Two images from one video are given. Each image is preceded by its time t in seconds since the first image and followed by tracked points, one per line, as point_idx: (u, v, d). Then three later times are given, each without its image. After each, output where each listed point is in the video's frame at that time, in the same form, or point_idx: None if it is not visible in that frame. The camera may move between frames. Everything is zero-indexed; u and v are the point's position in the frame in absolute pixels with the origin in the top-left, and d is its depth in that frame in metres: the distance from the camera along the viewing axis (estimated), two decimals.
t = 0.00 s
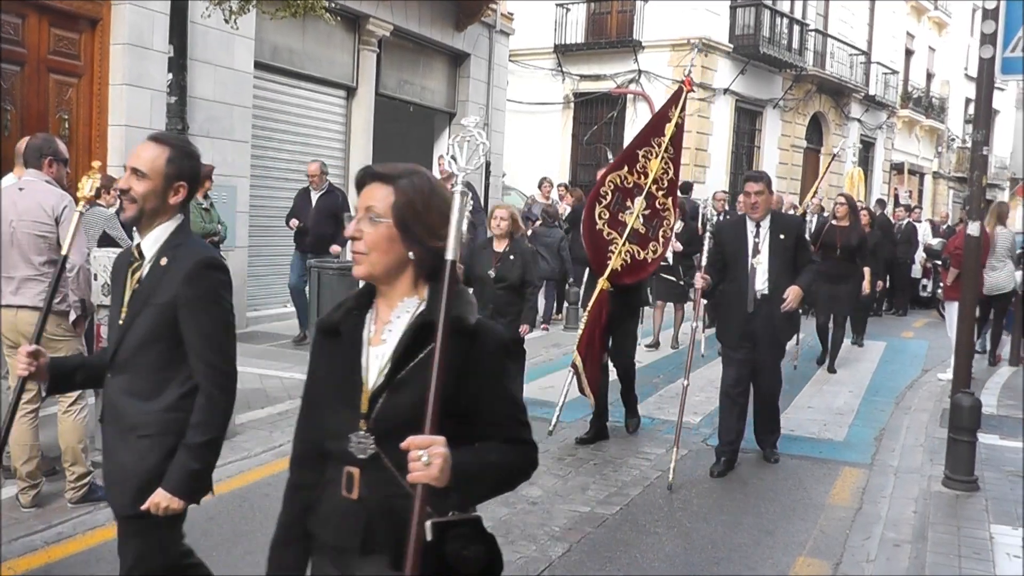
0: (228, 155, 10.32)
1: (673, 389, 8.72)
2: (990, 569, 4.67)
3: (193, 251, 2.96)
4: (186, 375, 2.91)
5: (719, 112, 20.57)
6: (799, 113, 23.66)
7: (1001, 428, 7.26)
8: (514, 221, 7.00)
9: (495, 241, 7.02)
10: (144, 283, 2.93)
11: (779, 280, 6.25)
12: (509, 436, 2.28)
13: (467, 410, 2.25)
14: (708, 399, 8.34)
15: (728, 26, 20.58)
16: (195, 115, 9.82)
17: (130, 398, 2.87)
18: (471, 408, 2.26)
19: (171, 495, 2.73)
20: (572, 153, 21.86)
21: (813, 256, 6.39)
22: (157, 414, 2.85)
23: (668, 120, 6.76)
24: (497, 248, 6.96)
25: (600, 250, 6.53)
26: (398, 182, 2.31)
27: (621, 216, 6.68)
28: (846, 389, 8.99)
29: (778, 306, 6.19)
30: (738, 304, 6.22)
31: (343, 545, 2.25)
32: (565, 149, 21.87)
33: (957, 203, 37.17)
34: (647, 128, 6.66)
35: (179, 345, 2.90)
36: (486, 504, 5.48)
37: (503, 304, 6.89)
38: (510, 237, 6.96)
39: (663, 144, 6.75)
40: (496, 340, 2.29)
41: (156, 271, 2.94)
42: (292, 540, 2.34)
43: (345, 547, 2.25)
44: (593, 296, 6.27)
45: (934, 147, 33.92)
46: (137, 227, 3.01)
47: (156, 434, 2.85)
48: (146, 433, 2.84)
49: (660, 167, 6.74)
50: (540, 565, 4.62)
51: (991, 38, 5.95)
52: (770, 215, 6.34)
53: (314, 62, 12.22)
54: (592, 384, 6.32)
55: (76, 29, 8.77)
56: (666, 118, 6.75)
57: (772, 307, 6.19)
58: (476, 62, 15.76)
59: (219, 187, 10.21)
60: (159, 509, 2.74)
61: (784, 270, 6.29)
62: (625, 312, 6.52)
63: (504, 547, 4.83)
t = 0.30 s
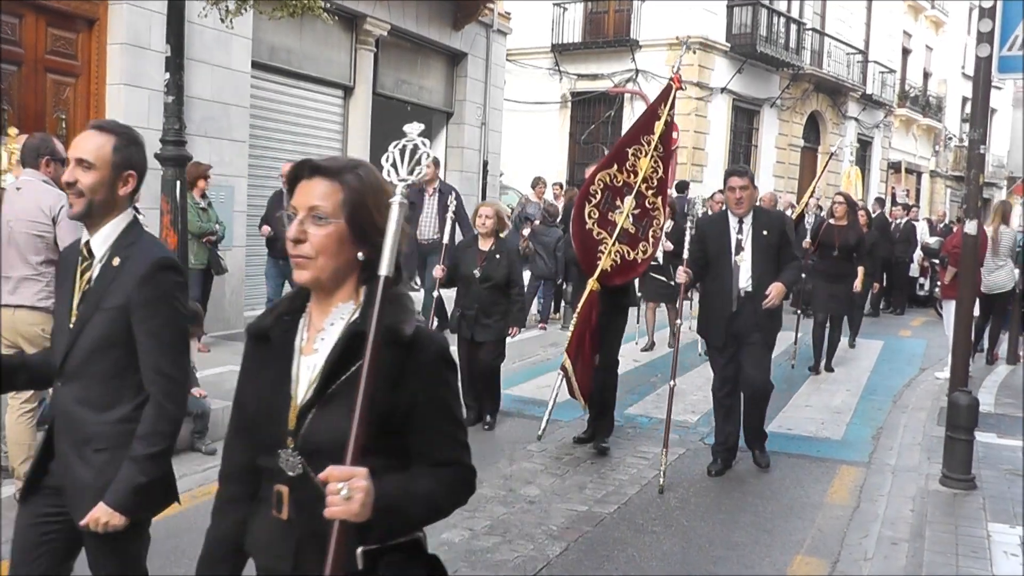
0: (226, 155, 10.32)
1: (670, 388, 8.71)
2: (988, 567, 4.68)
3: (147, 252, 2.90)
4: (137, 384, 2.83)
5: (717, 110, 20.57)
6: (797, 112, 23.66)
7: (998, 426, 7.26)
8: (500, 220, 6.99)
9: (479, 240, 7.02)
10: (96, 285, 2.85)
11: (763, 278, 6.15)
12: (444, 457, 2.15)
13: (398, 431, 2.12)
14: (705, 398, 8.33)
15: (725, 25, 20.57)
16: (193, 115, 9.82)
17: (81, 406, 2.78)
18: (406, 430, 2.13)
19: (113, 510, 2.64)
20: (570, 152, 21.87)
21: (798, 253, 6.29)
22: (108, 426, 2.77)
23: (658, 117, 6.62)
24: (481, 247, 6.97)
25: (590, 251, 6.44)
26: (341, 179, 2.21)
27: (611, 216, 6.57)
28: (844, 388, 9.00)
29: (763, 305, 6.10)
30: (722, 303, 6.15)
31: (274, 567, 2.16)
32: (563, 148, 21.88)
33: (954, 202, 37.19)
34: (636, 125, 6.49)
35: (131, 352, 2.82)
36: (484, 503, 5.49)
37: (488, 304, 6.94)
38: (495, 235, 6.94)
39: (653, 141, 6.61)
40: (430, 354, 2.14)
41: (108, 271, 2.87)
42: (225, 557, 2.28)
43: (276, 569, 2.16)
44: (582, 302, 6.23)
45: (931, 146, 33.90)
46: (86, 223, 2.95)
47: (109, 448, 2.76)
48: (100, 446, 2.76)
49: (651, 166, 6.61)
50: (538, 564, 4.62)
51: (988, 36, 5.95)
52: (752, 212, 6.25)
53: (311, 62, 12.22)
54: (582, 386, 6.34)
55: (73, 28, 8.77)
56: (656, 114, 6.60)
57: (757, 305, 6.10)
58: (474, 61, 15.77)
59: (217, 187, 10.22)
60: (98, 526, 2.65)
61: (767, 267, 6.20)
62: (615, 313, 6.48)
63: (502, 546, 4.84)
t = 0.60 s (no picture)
0: (224, 155, 10.32)
1: (668, 388, 8.71)
2: (986, 567, 4.69)
3: (87, 259, 2.69)
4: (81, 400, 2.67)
5: (715, 109, 20.57)
6: (795, 111, 23.67)
7: (996, 426, 7.26)
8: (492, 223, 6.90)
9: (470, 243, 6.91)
10: (31, 296, 2.64)
11: (752, 282, 5.95)
12: (373, 508, 1.86)
13: (316, 479, 1.82)
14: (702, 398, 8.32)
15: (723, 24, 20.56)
16: (190, 114, 9.81)
17: (22, 428, 2.60)
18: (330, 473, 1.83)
19: (72, 532, 2.54)
20: (568, 152, 21.89)
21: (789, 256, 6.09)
22: (57, 445, 2.62)
23: (654, 120, 6.49)
24: (471, 251, 6.85)
25: (580, 256, 6.39)
26: (264, 182, 1.95)
27: (604, 221, 6.50)
28: (842, 387, 9.02)
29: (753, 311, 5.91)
30: (711, 310, 5.95)
31: None
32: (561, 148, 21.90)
33: (952, 201, 37.23)
34: (631, 127, 6.41)
35: (74, 367, 2.65)
36: (481, 502, 5.49)
37: (475, 308, 6.75)
38: (487, 238, 6.83)
39: (648, 143, 6.49)
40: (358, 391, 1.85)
41: (44, 281, 2.66)
42: None
43: None
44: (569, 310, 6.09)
45: (929, 146, 33.95)
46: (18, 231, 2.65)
47: (60, 468, 2.63)
48: (49, 468, 2.61)
49: (645, 169, 6.48)
50: (535, 564, 4.62)
51: (986, 36, 5.95)
52: (740, 214, 6.07)
53: (309, 61, 12.22)
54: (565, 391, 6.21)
55: (70, 28, 8.76)
56: (654, 116, 6.49)
57: (746, 312, 5.91)
58: (472, 60, 15.77)
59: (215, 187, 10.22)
60: (59, 549, 2.55)
61: (757, 272, 6.00)
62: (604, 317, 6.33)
63: (499, 545, 4.84)
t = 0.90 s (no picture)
0: (222, 154, 10.32)
1: (666, 388, 8.70)
2: (984, 567, 4.69)
3: None
4: None
5: (714, 109, 20.58)
6: (794, 111, 23.68)
7: (994, 425, 7.26)
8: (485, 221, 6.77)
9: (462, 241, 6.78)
10: None
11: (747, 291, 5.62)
12: (291, 526, 1.74)
13: (232, 502, 1.71)
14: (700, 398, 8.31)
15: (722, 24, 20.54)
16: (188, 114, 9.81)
17: None
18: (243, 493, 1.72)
19: None
20: (567, 151, 21.90)
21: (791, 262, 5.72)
22: None
23: (651, 115, 6.44)
24: (463, 249, 6.73)
25: (568, 254, 6.25)
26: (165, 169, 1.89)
27: (593, 218, 6.37)
28: (840, 387, 9.03)
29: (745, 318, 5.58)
30: (701, 315, 5.66)
31: None
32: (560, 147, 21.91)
33: (951, 201, 37.25)
34: (628, 123, 6.30)
35: None
36: (478, 502, 5.49)
37: (466, 309, 6.62)
38: (478, 236, 6.71)
39: (644, 140, 6.41)
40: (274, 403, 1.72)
41: None
42: None
43: None
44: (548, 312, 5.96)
45: (927, 145, 33.96)
46: None
47: None
48: None
49: (639, 166, 6.39)
50: (533, 563, 4.62)
51: (984, 36, 5.96)
52: (740, 216, 5.73)
53: (307, 61, 12.22)
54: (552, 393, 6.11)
55: (69, 28, 8.76)
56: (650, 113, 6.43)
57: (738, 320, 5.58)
58: (470, 60, 15.78)
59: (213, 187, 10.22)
60: None
61: (753, 278, 5.67)
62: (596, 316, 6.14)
63: (497, 545, 4.84)
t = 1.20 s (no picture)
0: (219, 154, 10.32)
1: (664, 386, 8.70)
2: (982, 565, 4.69)
3: None
4: None
5: (711, 107, 20.59)
6: (791, 109, 23.70)
7: (993, 423, 7.26)
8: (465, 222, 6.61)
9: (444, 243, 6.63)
10: None
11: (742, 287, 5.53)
12: None
13: (110, 575, 1.45)
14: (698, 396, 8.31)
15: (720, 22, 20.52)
16: (186, 114, 9.81)
17: None
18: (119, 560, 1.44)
19: None
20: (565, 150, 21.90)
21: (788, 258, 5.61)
22: None
23: (635, 112, 6.21)
24: (445, 251, 6.58)
25: (547, 255, 6.00)
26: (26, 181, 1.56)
27: (575, 218, 6.11)
28: (838, 385, 9.04)
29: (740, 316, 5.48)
30: (697, 314, 5.53)
31: None
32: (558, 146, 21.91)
33: (949, 198, 37.29)
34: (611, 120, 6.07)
35: None
36: (476, 501, 5.49)
37: (451, 313, 6.48)
38: (460, 237, 6.57)
39: (628, 138, 6.17)
40: (147, 457, 1.44)
41: None
42: None
43: None
44: (529, 316, 5.78)
45: (925, 143, 33.97)
46: None
47: None
48: None
49: (623, 164, 6.13)
50: (532, 561, 4.62)
51: (981, 34, 5.96)
52: (737, 211, 5.64)
53: (304, 61, 12.21)
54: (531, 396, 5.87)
55: (66, 28, 8.76)
56: (634, 109, 6.21)
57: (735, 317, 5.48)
58: (468, 59, 15.77)
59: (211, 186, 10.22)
60: None
61: (749, 274, 5.57)
62: (578, 318, 5.97)
63: (495, 544, 4.83)
